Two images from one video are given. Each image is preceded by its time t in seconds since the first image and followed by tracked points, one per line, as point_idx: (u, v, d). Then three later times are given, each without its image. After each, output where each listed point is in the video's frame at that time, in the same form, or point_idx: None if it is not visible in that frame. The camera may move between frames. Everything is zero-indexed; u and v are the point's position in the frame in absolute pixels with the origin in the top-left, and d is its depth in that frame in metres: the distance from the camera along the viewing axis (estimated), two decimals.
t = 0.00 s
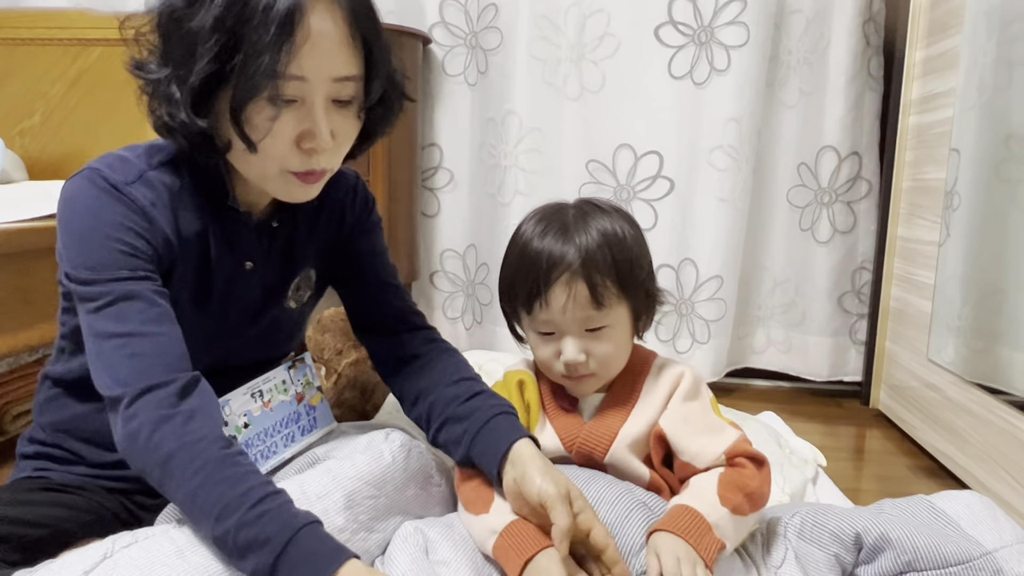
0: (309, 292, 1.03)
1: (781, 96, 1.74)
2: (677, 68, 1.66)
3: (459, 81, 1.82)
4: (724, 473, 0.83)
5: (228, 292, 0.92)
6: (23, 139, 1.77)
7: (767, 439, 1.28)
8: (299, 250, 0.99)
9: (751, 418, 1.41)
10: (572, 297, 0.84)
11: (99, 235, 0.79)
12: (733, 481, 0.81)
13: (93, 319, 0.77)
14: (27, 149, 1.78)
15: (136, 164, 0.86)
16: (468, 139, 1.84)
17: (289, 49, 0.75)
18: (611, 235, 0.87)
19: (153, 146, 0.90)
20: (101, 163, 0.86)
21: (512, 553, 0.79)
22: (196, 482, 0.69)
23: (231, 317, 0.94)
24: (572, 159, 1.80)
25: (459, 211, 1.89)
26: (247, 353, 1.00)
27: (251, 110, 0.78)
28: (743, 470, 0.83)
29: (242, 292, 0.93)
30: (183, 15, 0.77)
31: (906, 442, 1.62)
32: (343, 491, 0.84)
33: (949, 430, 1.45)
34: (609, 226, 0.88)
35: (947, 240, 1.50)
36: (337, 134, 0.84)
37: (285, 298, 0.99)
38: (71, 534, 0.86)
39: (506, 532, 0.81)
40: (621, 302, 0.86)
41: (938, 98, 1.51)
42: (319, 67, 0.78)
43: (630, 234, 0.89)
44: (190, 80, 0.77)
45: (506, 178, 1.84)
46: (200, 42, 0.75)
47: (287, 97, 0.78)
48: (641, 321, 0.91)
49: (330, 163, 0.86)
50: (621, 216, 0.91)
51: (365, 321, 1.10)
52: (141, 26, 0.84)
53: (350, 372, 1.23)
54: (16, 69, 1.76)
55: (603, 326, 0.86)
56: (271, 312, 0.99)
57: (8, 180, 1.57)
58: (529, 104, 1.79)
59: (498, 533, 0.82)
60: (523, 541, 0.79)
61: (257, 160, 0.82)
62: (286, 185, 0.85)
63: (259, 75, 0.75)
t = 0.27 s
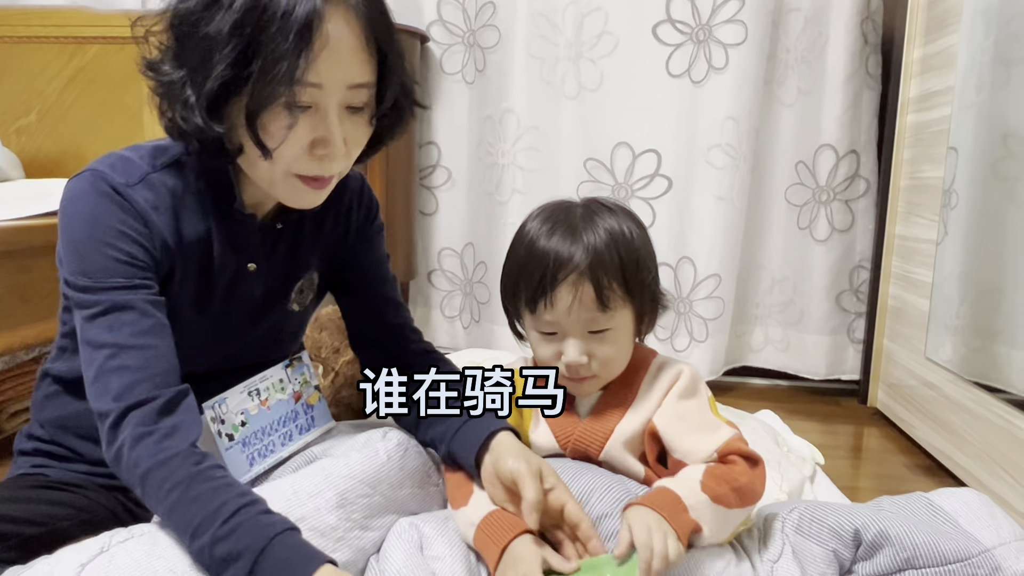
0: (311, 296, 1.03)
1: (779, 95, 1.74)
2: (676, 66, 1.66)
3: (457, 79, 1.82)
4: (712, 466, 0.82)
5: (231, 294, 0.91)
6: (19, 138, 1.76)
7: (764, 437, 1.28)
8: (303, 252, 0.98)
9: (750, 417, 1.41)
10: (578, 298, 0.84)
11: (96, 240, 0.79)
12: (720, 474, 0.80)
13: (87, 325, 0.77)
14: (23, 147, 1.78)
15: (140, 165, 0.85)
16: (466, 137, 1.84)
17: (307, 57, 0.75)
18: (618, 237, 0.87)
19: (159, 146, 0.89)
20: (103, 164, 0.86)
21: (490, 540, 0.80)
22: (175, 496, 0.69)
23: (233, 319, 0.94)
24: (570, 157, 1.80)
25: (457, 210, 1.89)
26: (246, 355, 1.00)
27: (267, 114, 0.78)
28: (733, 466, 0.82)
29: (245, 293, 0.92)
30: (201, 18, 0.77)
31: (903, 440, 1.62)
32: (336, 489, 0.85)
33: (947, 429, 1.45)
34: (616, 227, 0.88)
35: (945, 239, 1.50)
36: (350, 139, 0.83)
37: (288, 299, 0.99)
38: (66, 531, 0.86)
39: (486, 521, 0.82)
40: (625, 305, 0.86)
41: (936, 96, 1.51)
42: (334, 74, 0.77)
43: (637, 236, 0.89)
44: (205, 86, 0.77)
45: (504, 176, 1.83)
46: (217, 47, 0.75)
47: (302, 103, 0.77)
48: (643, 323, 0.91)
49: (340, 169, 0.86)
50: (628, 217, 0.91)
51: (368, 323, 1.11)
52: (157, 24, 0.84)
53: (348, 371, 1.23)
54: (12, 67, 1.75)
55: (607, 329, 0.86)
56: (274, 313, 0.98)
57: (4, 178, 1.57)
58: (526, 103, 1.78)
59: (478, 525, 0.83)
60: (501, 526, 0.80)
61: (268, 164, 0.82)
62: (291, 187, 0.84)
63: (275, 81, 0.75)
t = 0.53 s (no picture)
0: (311, 299, 1.04)
1: (777, 95, 1.74)
2: (674, 66, 1.66)
3: (455, 80, 1.82)
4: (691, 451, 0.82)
5: (231, 295, 0.91)
6: (17, 138, 1.76)
7: (762, 438, 1.28)
8: (304, 254, 0.98)
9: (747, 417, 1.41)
10: (564, 300, 0.84)
11: (94, 243, 0.79)
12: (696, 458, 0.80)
13: (83, 331, 0.77)
14: (20, 147, 1.77)
15: (142, 166, 0.85)
16: (464, 137, 1.85)
17: (315, 62, 0.74)
18: (608, 239, 0.86)
19: (161, 147, 0.89)
20: (104, 164, 0.85)
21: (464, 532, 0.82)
22: (161, 507, 0.70)
23: (235, 321, 0.94)
24: (569, 157, 1.80)
25: (455, 210, 1.89)
26: (245, 359, 1.00)
27: (274, 118, 0.77)
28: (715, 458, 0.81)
29: (247, 294, 0.92)
30: (213, 17, 0.76)
31: (902, 441, 1.62)
32: (325, 492, 0.85)
33: (945, 430, 1.45)
34: (606, 230, 0.87)
35: (944, 239, 1.50)
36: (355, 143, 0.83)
37: (288, 302, 0.99)
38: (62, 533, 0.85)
39: (459, 515, 0.84)
40: (612, 308, 0.86)
41: (934, 97, 1.51)
42: (341, 77, 0.77)
43: (628, 240, 0.88)
44: (213, 85, 0.76)
45: (502, 177, 1.83)
46: (226, 46, 0.75)
47: (310, 105, 0.77)
48: (633, 327, 0.90)
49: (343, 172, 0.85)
50: (620, 220, 0.90)
51: (368, 324, 1.10)
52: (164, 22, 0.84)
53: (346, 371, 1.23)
54: (10, 67, 1.74)
55: (593, 331, 0.85)
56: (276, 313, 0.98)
57: (2, 179, 1.57)
58: (525, 103, 1.78)
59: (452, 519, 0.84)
60: (475, 515, 0.83)
61: (273, 165, 0.82)
62: (296, 189, 0.84)
63: (282, 83, 0.74)
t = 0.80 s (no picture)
0: (311, 303, 1.04)
1: (776, 96, 1.74)
2: (673, 67, 1.66)
3: (454, 80, 1.82)
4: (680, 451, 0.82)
5: (231, 297, 0.91)
6: (15, 138, 1.76)
7: (761, 439, 1.28)
8: (305, 259, 0.98)
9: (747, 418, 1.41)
10: (555, 301, 0.83)
11: (94, 247, 0.79)
12: (683, 457, 0.80)
13: (82, 338, 0.77)
14: (19, 147, 1.77)
15: (143, 168, 0.85)
16: (463, 138, 1.85)
17: (320, 67, 0.74)
18: (600, 241, 0.86)
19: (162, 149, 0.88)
20: (106, 167, 0.85)
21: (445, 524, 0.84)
22: (155, 515, 0.70)
23: (235, 324, 0.94)
24: (568, 158, 1.80)
25: (454, 210, 1.89)
26: (245, 362, 1.00)
27: (278, 121, 0.76)
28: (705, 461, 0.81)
29: (247, 296, 0.92)
30: (221, 20, 0.76)
31: (901, 442, 1.62)
32: (323, 493, 0.86)
33: (944, 431, 1.45)
34: (599, 231, 0.87)
35: (943, 240, 1.50)
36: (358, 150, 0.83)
37: (289, 306, 0.99)
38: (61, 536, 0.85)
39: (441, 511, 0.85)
40: (604, 309, 0.85)
41: (933, 98, 1.51)
42: (346, 83, 0.77)
43: (621, 241, 0.88)
44: (218, 89, 0.76)
45: (501, 177, 1.83)
46: (232, 51, 0.75)
47: (314, 110, 0.77)
48: (627, 329, 0.89)
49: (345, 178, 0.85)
50: (614, 221, 0.90)
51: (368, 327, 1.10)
52: (170, 24, 0.84)
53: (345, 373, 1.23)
54: (9, 67, 1.74)
55: (585, 332, 0.85)
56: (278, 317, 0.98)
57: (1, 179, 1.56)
58: (524, 103, 1.78)
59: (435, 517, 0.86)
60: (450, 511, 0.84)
61: (276, 170, 0.82)
62: (299, 194, 0.83)
63: (288, 89, 0.74)
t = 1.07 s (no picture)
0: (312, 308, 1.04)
1: (775, 97, 1.74)
2: (672, 69, 1.66)
3: (453, 81, 1.82)
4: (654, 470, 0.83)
5: (230, 300, 0.91)
6: (15, 139, 1.76)
7: (760, 440, 1.28)
8: (304, 263, 0.98)
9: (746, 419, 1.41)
10: (565, 305, 0.83)
11: (88, 252, 0.80)
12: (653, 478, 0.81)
13: (70, 349, 0.79)
14: (18, 148, 1.77)
15: (143, 170, 0.85)
16: (462, 139, 1.85)
17: (320, 72, 0.74)
18: (611, 245, 0.86)
19: (161, 152, 0.89)
20: (105, 168, 0.85)
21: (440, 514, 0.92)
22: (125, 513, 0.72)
23: (233, 327, 0.94)
24: (567, 160, 1.80)
25: (453, 211, 1.89)
26: (247, 365, 1.00)
27: (277, 127, 0.76)
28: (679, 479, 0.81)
29: (246, 299, 0.92)
30: (221, 24, 0.76)
31: (899, 443, 1.62)
32: (317, 491, 0.89)
33: (943, 433, 1.45)
34: (610, 235, 0.87)
35: (942, 242, 1.50)
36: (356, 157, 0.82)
37: (288, 311, 0.99)
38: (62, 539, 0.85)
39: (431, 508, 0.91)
40: (614, 314, 0.85)
41: (932, 100, 1.51)
42: (346, 90, 0.76)
43: (631, 245, 0.88)
44: (215, 94, 0.76)
45: (500, 178, 1.83)
46: (230, 56, 0.75)
47: (312, 117, 0.76)
48: (635, 334, 0.90)
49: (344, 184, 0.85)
50: (624, 225, 0.89)
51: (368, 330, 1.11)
52: (173, 27, 0.85)
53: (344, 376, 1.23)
54: (8, 69, 1.74)
55: (594, 338, 0.85)
56: (278, 320, 0.98)
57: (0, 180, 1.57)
58: (523, 105, 1.78)
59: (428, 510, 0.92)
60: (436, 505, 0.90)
61: (274, 175, 0.81)
62: (295, 199, 0.84)
63: (286, 96, 0.74)
